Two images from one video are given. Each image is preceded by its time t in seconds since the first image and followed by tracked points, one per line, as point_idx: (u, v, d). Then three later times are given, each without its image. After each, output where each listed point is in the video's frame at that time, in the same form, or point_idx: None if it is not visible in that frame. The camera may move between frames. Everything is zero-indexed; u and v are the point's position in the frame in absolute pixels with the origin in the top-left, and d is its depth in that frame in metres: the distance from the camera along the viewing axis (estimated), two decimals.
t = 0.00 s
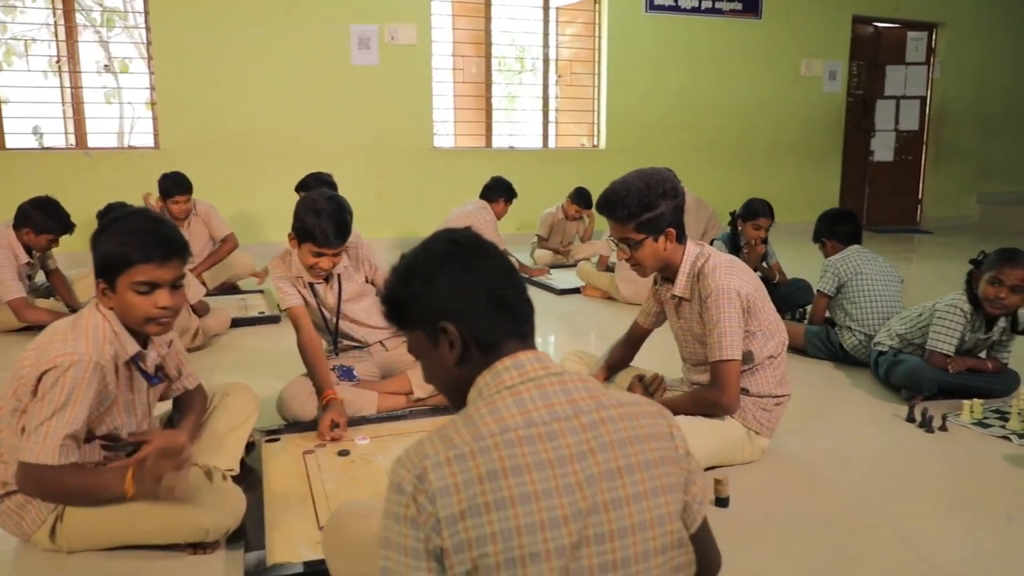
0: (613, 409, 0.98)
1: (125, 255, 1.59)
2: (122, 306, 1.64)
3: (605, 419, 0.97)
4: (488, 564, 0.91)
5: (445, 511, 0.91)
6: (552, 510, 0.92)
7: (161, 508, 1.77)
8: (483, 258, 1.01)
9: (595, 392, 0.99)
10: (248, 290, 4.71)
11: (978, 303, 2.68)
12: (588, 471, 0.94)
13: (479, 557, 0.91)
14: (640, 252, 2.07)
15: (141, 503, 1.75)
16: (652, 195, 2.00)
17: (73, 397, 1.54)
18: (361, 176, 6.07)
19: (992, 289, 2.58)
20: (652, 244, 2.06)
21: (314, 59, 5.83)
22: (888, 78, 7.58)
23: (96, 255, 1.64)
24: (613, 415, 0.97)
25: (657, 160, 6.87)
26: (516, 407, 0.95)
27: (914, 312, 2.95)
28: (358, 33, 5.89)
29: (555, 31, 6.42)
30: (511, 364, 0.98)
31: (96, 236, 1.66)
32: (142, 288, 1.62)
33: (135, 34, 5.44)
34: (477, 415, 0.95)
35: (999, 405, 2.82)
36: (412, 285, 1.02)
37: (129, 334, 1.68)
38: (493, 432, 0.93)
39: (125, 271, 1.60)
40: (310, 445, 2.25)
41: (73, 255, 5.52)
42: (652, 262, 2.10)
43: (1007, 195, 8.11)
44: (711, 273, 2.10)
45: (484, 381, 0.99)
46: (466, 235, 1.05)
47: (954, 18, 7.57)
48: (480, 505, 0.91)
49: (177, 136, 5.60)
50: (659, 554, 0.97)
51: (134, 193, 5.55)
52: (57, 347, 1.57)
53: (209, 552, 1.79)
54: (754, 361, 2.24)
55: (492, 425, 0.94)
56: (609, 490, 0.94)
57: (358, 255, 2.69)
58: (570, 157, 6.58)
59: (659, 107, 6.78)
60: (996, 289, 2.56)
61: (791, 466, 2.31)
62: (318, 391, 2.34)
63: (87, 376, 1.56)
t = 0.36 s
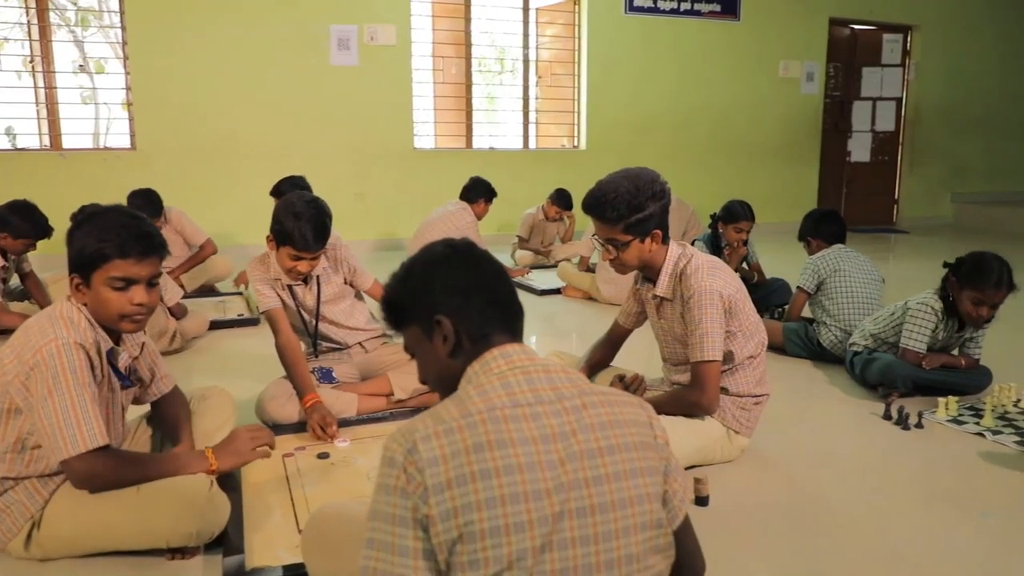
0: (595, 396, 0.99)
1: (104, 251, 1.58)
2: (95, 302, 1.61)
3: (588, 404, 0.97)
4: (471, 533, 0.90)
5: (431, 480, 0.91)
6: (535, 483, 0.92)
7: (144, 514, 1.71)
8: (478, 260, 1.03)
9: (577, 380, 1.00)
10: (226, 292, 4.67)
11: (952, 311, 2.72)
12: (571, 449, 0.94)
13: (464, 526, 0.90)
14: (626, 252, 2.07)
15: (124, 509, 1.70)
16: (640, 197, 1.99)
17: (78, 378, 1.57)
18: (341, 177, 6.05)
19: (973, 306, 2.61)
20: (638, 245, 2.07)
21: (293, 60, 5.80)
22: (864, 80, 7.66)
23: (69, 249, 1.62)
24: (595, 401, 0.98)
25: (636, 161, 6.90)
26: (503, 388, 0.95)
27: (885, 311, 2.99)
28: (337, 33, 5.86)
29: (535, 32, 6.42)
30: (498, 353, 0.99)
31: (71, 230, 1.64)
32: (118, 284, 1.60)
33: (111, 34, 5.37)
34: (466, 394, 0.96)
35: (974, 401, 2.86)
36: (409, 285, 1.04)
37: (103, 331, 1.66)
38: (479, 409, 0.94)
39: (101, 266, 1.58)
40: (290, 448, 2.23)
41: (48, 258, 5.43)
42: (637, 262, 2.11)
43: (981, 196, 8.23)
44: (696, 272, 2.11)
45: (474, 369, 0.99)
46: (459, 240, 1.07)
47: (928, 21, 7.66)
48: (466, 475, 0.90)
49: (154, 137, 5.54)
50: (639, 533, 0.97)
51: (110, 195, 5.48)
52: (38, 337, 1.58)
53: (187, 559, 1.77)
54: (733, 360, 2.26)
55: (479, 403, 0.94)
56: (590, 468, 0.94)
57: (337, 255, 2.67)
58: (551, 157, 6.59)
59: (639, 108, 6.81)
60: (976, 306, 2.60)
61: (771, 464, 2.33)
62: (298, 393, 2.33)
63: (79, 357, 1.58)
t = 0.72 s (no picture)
0: (572, 394, 0.99)
1: (95, 262, 1.55)
2: (82, 310, 1.59)
3: (564, 403, 0.97)
4: (445, 526, 0.90)
5: (407, 473, 0.91)
6: (510, 478, 0.92)
7: (125, 518, 1.69)
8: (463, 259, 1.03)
9: (555, 379, 1.00)
10: (206, 294, 4.63)
11: (943, 322, 2.73)
12: (546, 446, 0.94)
13: (439, 519, 0.90)
14: (610, 253, 2.08)
15: (103, 514, 1.68)
16: (624, 198, 1.99)
17: (70, 387, 1.56)
18: (323, 178, 6.02)
19: (967, 321, 2.62)
20: (621, 246, 2.07)
21: (273, 60, 5.76)
22: (843, 81, 7.73)
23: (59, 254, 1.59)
24: (572, 399, 0.98)
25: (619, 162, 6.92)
26: (480, 385, 0.96)
27: (878, 311, 2.99)
28: (318, 33, 5.84)
29: (517, 33, 6.43)
30: (478, 353, 0.99)
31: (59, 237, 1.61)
32: (107, 294, 1.58)
33: (87, 33, 5.31)
34: (444, 391, 0.96)
35: (953, 399, 2.90)
36: (395, 282, 1.04)
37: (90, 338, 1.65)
38: (456, 406, 0.94)
39: (91, 275, 1.56)
40: (272, 450, 2.22)
41: (25, 261, 5.36)
42: (619, 264, 2.12)
43: (958, 196, 8.34)
44: (677, 272, 2.12)
45: (455, 367, 0.99)
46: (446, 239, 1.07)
47: (906, 23, 7.75)
48: (440, 469, 0.90)
49: (132, 138, 5.48)
50: (615, 529, 0.97)
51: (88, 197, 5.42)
52: (28, 344, 1.56)
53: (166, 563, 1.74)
54: (714, 360, 2.27)
55: (456, 399, 0.95)
56: (566, 465, 0.94)
57: (320, 257, 2.64)
58: (533, 158, 6.60)
59: (620, 109, 6.84)
60: (971, 321, 2.61)
61: (752, 463, 2.34)
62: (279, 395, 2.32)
63: (69, 367, 1.57)
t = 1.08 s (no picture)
0: (553, 389, 0.99)
1: (68, 263, 1.53)
2: (58, 313, 1.57)
3: (545, 399, 0.97)
4: (422, 524, 0.91)
5: (383, 470, 0.92)
6: (488, 478, 0.92)
7: (102, 523, 1.67)
8: (442, 250, 1.00)
9: (536, 374, 1.00)
10: (186, 296, 4.59)
11: (920, 318, 2.75)
12: (525, 446, 0.94)
13: (415, 518, 0.92)
14: (592, 254, 2.09)
15: (79, 520, 1.66)
16: (606, 200, 2.00)
17: (43, 390, 1.54)
18: (304, 179, 5.99)
19: (946, 312, 2.63)
20: (604, 247, 2.08)
21: (254, 60, 5.73)
22: (823, 82, 7.80)
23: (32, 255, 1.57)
24: (553, 395, 0.98)
25: (601, 163, 6.94)
26: (459, 383, 0.95)
27: (855, 310, 3.02)
28: (299, 34, 5.81)
29: (499, 34, 6.43)
30: (460, 349, 0.98)
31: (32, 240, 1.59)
32: (84, 296, 1.56)
33: (65, 33, 5.24)
34: (422, 388, 0.97)
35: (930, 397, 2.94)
36: (381, 269, 1.04)
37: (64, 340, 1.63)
38: (433, 404, 0.94)
39: (68, 277, 1.54)
40: (252, 453, 2.20)
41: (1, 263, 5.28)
42: (602, 266, 2.13)
43: (936, 196, 8.44)
44: (656, 274, 2.13)
45: (435, 364, 1.00)
46: (435, 219, 1.04)
47: (884, 25, 7.83)
48: (415, 468, 0.91)
49: (111, 139, 5.42)
50: (598, 526, 0.97)
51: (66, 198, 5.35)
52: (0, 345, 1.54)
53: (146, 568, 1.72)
54: (695, 359, 2.28)
55: (433, 397, 0.95)
56: (546, 465, 0.94)
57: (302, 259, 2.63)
58: (515, 159, 6.60)
59: (603, 110, 6.85)
60: (952, 315, 2.62)
61: (735, 463, 2.35)
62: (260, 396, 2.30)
63: (43, 369, 1.55)
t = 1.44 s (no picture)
0: (527, 384, 1.02)
1: (59, 270, 1.52)
2: (51, 319, 1.56)
3: (518, 392, 1.01)
4: (393, 504, 0.96)
5: (359, 451, 0.98)
6: (458, 464, 0.96)
7: (78, 533, 1.64)
8: (435, 258, 1.04)
9: (512, 369, 1.04)
10: (165, 301, 4.55)
11: (880, 306, 2.79)
12: (495, 436, 0.98)
13: (388, 498, 0.96)
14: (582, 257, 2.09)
15: (54, 529, 1.63)
16: (590, 200, 2.01)
17: (20, 397, 1.52)
18: (285, 182, 5.96)
19: (909, 296, 2.66)
20: (591, 248, 2.08)
21: (233, 62, 5.69)
22: (801, 85, 7.87)
23: (15, 260, 1.53)
24: (526, 388, 1.02)
25: (582, 165, 6.95)
26: (434, 374, 1.00)
27: (819, 311, 3.07)
28: (279, 36, 5.79)
29: (480, 36, 6.42)
30: (443, 349, 1.02)
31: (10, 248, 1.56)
32: (80, 300, 1.56)
33: (40, 35, 5.17)
34: (399, 378, 1.02)
35: (907, 397, 2.97)
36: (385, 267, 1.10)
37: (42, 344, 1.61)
38: (406, 393, 0.99)
39: (65, 282, 1.53)
40: (231, 459, 2.19)
41: None
42: (588, 267, 2.13)
43: (913, 198, 8.53)
44: (636, 277, 2.14)
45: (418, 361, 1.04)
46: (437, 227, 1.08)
47: (862, 29, 7.91)
48: (387, 451, 0.96)
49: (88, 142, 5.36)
50: (570, 515, 1.00)
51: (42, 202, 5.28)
52: None
53: None
54: (676, 362, 2.29)
55: (407, 387, 1.00)
56: (516, 453, 0.98)
57: (282, 262, 2.61)
58: (496, 161, 6.60)
59: (584, 113, 6.87)
60: (914, 299, 2.66)
61: (715, 464, 2.36)
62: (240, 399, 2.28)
63: (20, 375, 1.53)
